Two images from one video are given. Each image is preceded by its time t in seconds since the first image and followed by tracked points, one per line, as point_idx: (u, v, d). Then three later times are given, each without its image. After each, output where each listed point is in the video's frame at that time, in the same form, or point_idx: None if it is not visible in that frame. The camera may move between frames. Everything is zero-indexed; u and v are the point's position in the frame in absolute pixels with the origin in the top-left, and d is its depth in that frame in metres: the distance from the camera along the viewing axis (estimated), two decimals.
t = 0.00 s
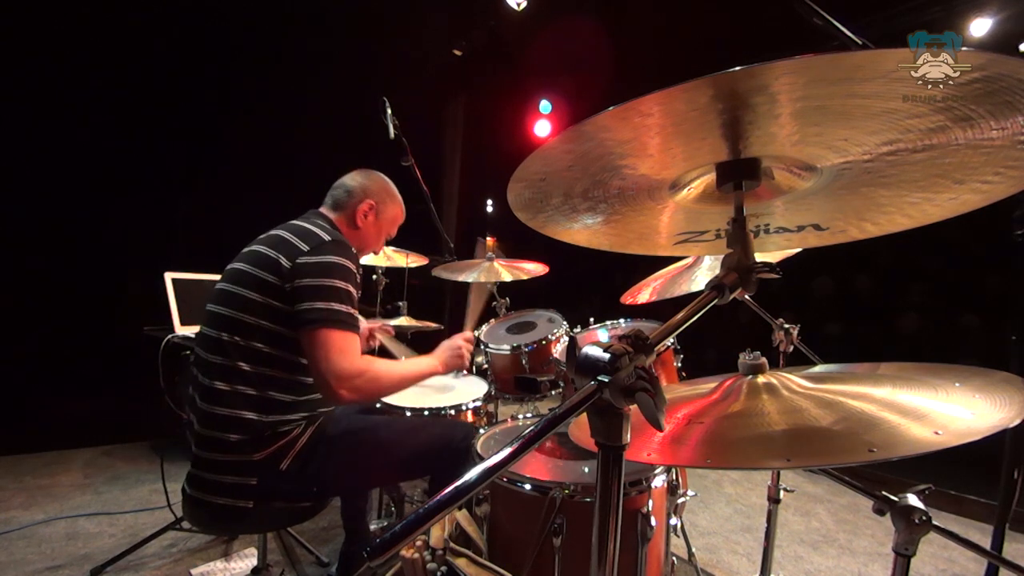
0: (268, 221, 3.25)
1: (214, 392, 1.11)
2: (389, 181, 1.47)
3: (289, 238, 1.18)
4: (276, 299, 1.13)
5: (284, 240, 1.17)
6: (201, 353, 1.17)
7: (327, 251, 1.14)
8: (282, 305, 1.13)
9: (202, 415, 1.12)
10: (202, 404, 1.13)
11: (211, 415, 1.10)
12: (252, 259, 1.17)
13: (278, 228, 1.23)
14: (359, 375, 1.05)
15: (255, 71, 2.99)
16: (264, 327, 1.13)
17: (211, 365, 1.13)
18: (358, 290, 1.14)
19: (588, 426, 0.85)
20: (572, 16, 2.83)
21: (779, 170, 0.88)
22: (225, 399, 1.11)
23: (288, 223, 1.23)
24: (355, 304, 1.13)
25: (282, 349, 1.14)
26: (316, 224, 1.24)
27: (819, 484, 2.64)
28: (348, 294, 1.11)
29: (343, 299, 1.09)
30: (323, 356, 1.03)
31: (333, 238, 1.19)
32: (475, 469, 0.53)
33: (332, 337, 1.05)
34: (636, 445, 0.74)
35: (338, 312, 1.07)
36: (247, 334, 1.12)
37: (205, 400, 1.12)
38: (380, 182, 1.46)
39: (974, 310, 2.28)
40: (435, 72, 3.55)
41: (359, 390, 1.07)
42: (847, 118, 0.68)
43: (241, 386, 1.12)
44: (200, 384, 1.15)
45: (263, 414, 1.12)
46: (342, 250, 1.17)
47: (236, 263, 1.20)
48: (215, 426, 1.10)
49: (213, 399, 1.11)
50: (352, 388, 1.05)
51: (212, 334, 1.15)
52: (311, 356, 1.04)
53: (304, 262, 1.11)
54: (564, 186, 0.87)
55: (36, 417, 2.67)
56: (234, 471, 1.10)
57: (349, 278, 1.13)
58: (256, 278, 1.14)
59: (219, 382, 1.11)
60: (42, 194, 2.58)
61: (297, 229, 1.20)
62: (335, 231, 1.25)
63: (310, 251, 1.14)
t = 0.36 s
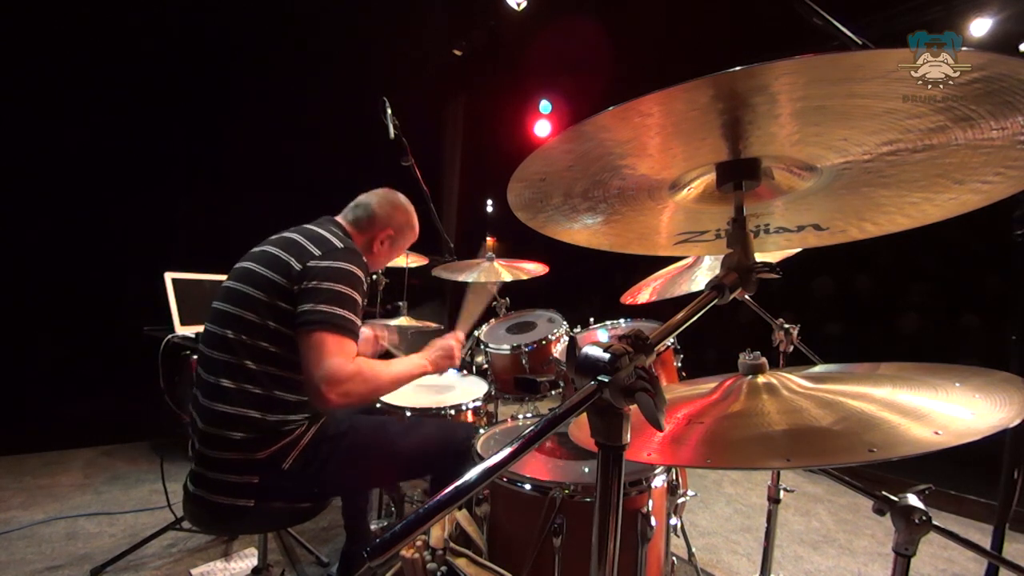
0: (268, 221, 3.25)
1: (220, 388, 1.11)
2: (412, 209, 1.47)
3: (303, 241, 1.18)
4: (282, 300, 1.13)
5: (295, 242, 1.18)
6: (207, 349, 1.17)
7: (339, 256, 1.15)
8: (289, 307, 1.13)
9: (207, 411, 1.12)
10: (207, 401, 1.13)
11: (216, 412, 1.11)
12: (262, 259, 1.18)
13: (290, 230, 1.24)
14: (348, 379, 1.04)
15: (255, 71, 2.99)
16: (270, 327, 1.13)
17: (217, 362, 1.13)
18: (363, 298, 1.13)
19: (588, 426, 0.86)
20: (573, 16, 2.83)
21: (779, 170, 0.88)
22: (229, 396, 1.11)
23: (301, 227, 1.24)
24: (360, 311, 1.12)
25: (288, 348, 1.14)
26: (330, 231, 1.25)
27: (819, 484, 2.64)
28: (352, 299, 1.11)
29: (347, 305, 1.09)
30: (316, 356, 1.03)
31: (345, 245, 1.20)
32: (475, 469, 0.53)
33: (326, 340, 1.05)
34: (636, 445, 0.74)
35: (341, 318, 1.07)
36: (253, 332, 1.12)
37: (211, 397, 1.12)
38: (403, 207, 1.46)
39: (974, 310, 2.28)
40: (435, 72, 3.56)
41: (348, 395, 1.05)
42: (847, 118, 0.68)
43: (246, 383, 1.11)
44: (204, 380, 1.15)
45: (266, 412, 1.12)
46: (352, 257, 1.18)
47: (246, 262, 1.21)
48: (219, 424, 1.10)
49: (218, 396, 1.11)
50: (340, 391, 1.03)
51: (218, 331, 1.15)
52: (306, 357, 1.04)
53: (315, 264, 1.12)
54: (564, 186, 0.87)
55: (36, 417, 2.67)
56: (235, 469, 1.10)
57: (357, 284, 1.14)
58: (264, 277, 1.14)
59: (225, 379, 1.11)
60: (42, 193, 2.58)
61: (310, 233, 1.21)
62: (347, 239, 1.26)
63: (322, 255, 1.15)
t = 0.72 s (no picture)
0: (268, 221, 3.25)
1: (216, 390, 1.12)
2: (389, 180, 1.46)
3: (291, 236, 1.18)
4: (276, 297, 1.13)
5: (285, 238, 1.17)
6: (203, 350, 1.17)
7: (329, 249, 1.14)
8: (283, 304, 1.13)
9: (205, 413, 1.12)
10: (204, 402, 1.13)
11: (213, 414, 1.11)
12: (253, 258, 1.17)
13: (279, 226, 1.23)
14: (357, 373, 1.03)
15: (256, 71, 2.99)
16: (264, 325, 1.13)
17: (213, 363, 1.14)
18: (360, 289, 1.13)
19: (588, 426, 0.86)
20: (573, 16, 2.83)
21: (779, 170, 0.88)
22: (226, 397, 1.11)
23: (290, 221, 1.24)
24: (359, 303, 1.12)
25: (283, 347, 1.14)
26: (320, 223, 1.24)
27: (819, 484, 2.64)
28: (350, 290, 1.11)
29: (346, 296, 1.09)
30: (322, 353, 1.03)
31: (335, 236, 1.19)
32: (475, 469, 0.53)
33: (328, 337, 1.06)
34: (636, 445, 0.74)
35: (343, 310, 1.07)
36: (247, 333, 1.13)
37: (208, 398, 1.12)
38: (380, 179, 1.46)
39: (974, 311, 2.28)
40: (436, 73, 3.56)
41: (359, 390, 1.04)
42: (846, 118, 0.68)
43: (243, 384, 1.12)
44: (201, 381, 1.16)
45: (262, 412, 1.12)
46: (343, 248, 1.17)
47: (237, 261, 1.20)
48: (217, 425, 1.10)
49: (215, 397, 1.11)
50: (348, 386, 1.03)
51: (213, 333, 1.16)
52: (311, 355, 1.04)
53: (305, 260, 1.11)
54: (563, 186, 0.87)
55: (36, 418, 2.67)
56: (234, 470, 1.10)
57: (352, 276, 1.13)
58: (257, 277, 1.15)
59: (221, 380, 1.12)
60: (43, 193, 2.58)
61: (298, 227, 1.20)
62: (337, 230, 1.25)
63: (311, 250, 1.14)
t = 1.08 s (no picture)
0: (268, 221, 3.25)
1: (213, 391, 1.12)
2: (393, 189, 1.47)
3: (286, 239, 1.17)
4: (270, 301, 1.13)
5: (279, 240, 1.17)
6: (199, 352, 1.17)
7: (324, 252, 1.14)
8: (278, 306, 1.13)
9: (203, 414, 1.12)
10: (201, 404, 1.13)
11: (211, 416, 1.11)
12: (248, 260, 1.17)
13: (274, 227, 1.22)
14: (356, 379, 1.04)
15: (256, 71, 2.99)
16: (258, 327, 1.13)
17: (208, 365, 1.14)
18: (355, 292, 1.14)
19: (588, 426, 0.86)
20: (572, 16, 2.83)
21: (779, 170, 0.88)
22: (223, 398, 1.11)
23: (284, 222, 1.23)
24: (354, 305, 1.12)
25: (279, 349, 1.14)
26: (315, 224, 1.24)
27: (819, 484, 2.64)
28: (345, 295, 1.11)
29: (341, 300, 1.09)
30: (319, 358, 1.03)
31: (329, 239, 1.18)
32: (475, 469, 0.53)
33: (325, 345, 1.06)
34: (636, 445, 0.74)
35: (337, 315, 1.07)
36: (243, 335, 1.12)
37: (205, 400, 1.12)
38: (384, 187, 1.47)
39: (974, 311, 2.28)
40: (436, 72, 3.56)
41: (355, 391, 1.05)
42: (846, 118, 0.68)
43: (240, 386, 1.11)
44: (197, 383, 1.15)
45: (260, 413, 1.12)
46: (338, 251, 1.16)
47: (232, 263, 1.20)
48: (214, 427, 1.11)
49: (212, 399, 1.11)
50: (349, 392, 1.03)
51: (208, 336, 1.16)
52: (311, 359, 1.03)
53: (300, 263, 1.11)
54: (564, 185, 0.87)
55: (36, 418, 2.67)
56: (233, 470, 1.10)
57: (348, 279, 1.14)
58: (251, 279, 1.14)
59: (217, 382, 1.12)
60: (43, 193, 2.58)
61: (292, 229, 1.20)
62: (332, 232, 1.24)
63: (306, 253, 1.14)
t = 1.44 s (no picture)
0: (268, 221, 3.25)
1: (214, 390, 1.11)
2: (395, 192, 1.48)
3: (288, 238, 1.18)
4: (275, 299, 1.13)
5: (282, 240, 1.18)
6: (200, 351, 1.17)
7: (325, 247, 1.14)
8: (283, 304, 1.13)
9: (204, 413, 1.12)
10: (202, 403, 1.13)
11: (212, 415, 1.11)
12: (251, 260, 1.17)
13: (275, 227, 1.23)
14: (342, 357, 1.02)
15: (256, 71, 2.99)
16: (263, 326, 1.13)
17: (210, 364, 1.13)
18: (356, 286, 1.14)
19: (588, 426, 0.86)
20: (572, 16, 2.83)
21: (779, 170, 0.88)
22: (223, 398, 1.11)
23: (286, 223, 1.24)
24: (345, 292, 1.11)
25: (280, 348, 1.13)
26: (317, 226, 1.25)
27: (819, 484, 2.64)
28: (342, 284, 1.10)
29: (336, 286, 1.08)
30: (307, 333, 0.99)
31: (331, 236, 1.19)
32: (475, 469, 0.53)
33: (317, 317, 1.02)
34: (636, 445, 0.74)
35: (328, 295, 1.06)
36: (246, 333, 1.12)
37: (206, 399, 1.12)
38: (386, 191, 1.47)
39: (974, 311, 2.28)
40: (436, 72, 3.56)
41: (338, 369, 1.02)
42: (846, 118, 0.68)
43: (240, 385, 1.11)
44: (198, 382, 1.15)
45: (261, 413, 1.11)
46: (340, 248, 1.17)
47: (235, 263, 1.20)
48: (215, 426, 1.10)
49: (213, 397, 1.11)
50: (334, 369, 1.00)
51: (210, 334, 1.15)
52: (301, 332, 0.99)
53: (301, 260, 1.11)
54: (564, 186, 0.87)
55: (35, 418, 2.66)
56: (233, 470, 1.10)
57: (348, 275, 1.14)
58: (255, 278, 1.15)
59: (218, 381, 1.11)
60: (43, 193, 2.58)
61: (295, 229, 1.20)
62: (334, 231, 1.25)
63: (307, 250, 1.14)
